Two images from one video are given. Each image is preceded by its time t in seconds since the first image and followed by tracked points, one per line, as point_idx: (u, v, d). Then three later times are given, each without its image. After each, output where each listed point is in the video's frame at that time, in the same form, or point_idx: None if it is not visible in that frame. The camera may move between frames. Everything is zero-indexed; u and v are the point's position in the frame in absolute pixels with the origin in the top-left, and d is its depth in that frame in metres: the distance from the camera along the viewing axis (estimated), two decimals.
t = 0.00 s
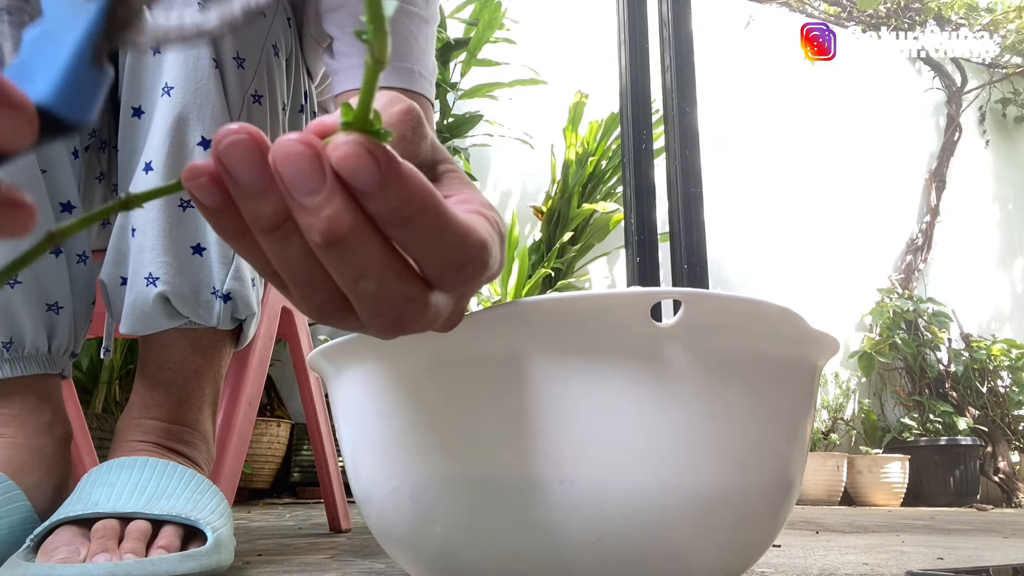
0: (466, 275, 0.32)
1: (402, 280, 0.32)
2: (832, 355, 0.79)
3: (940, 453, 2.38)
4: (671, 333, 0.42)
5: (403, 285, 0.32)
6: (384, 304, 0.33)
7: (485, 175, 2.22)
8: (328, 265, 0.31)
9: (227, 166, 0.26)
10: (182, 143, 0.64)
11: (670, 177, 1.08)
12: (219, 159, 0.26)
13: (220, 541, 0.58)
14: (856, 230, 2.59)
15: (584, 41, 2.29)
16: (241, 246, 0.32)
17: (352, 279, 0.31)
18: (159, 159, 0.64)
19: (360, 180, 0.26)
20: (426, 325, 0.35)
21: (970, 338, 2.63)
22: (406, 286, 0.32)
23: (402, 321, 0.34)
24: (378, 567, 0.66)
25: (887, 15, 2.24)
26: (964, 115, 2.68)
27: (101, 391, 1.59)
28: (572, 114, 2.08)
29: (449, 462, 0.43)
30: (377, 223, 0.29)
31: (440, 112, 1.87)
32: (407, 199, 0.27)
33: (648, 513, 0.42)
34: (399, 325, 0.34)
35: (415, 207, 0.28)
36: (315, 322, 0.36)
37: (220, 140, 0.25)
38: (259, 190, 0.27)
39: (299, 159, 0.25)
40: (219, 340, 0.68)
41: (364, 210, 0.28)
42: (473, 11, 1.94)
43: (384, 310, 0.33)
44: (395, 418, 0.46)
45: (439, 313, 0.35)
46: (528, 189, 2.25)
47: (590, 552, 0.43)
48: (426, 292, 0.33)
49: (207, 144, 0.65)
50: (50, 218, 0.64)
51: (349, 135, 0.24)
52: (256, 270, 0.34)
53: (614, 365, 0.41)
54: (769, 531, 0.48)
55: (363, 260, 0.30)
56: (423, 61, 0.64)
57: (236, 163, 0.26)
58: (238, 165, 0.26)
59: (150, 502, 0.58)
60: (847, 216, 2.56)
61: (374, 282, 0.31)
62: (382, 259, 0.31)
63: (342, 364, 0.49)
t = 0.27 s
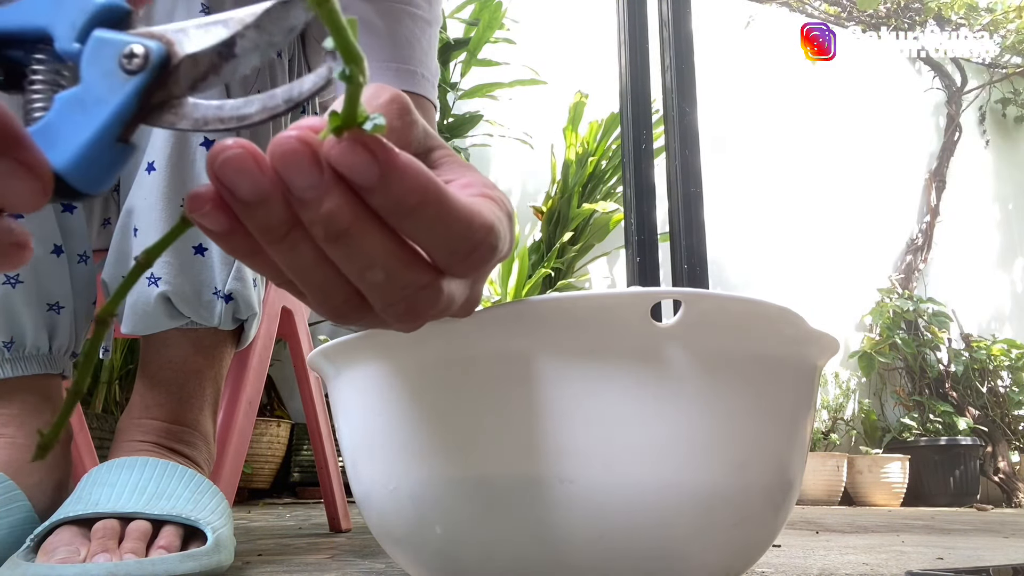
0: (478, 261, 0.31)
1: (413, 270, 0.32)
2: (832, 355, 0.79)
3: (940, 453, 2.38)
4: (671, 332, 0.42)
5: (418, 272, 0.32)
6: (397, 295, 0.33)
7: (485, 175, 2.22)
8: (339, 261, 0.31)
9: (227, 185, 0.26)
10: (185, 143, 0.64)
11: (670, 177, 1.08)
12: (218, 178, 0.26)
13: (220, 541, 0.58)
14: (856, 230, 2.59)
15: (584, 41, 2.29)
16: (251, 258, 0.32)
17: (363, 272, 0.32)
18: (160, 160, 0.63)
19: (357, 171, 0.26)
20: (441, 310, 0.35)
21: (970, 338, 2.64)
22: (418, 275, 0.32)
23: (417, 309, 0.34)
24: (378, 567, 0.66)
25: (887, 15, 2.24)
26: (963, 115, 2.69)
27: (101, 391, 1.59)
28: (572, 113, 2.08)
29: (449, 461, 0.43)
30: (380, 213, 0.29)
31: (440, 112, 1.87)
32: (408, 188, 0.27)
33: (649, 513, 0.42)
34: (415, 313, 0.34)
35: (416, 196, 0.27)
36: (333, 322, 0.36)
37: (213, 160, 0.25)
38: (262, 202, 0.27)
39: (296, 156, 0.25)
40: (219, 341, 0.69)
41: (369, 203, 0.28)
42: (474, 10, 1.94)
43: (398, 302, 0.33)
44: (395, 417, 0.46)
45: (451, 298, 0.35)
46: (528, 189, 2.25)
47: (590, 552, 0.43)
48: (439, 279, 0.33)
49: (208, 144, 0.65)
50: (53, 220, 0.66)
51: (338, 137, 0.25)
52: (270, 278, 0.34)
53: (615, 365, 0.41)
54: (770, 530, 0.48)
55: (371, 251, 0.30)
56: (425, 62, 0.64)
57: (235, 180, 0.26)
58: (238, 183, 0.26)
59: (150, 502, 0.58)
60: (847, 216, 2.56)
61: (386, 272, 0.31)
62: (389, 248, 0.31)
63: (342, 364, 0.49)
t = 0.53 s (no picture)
0: (494, 257, 0.32)
1: (428, 268, 0.32)
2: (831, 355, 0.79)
3: (940, 453, 2.38)
4: (671, 333, 0.42)
5: (434, 271, 0.33)
6: (414, 296, 0.33)
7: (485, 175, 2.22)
8: (355, 265, 0.31)
9: (240, 198, 0.26)
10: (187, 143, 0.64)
11: (670, 177, 1.08)
12: (228, 190, 0.26)
13: (220, 541, 0.58)
14: (856, 230, 2.59)
15: (584, 41, 2.29)
16: (265, 267, 0.33)
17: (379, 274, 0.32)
18: (161, 160, 0.63)
19: (373, 172, 0.26)
20: (456, 309, 0.35)
21: (970, 338, 2.64)
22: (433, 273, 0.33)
23: (434, 308, 0.34)
24: (378, 567, 0.66)
25: (887, 15, 2.23)
26: (964, 115, 2.67)
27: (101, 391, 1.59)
28: (572, 114, 2.07)
29: (449, 461, 0.43)
30: (394, 212, 0.29)
31: (440, 112, 1.87)
32: (422, 184, 0.27)
33: (650, 513, 0.42)
34: (431, 313, 0.35)
35: (432, 192, 0.28)
36: (349, 329, 0.36)
37: (224, 173, 0.26)
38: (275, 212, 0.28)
39: (309, 160, 0.26)
40: (219, 341, 0.69)
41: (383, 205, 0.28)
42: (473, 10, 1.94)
43: (415, 302, 0.34)
44: (395, 418, 0.46)
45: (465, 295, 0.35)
46: (528, 189, 2.25)
47: (591, 553, 0.43)
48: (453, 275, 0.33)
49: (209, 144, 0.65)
50: (53, 220, 0.65)
51: (352, 140, 0.25)
52: (284, 288, 0.35)
53: (615, 366, 0.41)
54: (771, 530, 0.48)
55: (386, 251, 0.31)
56: (426, 63, 0.64)
57: (247, 192, 0.26)
58: (252, 196, 0.26)
59: (150, 502, 0.58)
60: (847, 216, 2.56)
61: (401, 273, 0.32)
62: (403, 247, 0.31)
63: (342, 364, 0.49)
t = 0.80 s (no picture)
0: (493, 257, 0.31)
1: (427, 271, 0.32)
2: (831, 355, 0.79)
3: (940, 453, 2.38)
4: (671, 332, 0.42)
5: (433, 275, 0.33)
6: (412, 299, 0.33)
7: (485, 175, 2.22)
8: (352, 270, 0.31)
9: (236, 204, 0.27)
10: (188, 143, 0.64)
11: (670, 177, 1.08)
12: (225, 196, 0.27)
13: (220, 541, 0.58)
14: (856, 230, 2.59)
15: (584, 41, 2.29)
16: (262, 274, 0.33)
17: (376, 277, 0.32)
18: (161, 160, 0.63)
19: (368, 173, 0.27)
20: (455, 311, 0.35)
21: (970, 338, 2.64)
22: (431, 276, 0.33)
23: (433, 312, 0.34)
24: (378, 567, 0.66)
25: (887, 15, 2.23)
26: (964, 115, 2.67)
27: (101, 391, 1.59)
28: (572, 114, 2.07)
29: (449, 461, 0.43)
30: (389, 213, 0.29)
31: (440, 112, 1.87)
32: (419, 184, 0.27)
33: (650, 513, 0.42)
34: (431, 317, 0.34)
35: (429, 192, 0.28)
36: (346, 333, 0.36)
37: (220, 180, 0.27)
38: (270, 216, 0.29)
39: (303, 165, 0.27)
40: (219, 341, 0.69)
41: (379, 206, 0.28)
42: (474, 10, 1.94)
43: (413, 306, 0.34)
44: (394, 418, 0.46)
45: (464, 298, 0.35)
46: (528, 189, 2.26)
47: (591, 553, 0.43)
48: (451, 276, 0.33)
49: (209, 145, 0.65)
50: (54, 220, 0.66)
51: (348, 141, 0.26)
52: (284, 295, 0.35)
53: (614, 366, 0.41)
54: (771, 530, 0.48)
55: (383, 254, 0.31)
56: (425, 63, 0.64)
57: (243, 198, 0.27)
58: (247, 202, 0.27)
59: (150, 502, 0.58)
60: (847, 216, 2.56)
61: (399, 277, 0.32)
62: (400, 249, 0.31)
63: (342, 364, 0.49)
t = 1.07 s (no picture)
0: (481, 261, 0.31)
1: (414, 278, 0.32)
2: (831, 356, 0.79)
3: (940, 453, 2.37)
4: (671, 332, 0.42)
5: (421, 282, 0.33)
6: (400, 306, 0.33)
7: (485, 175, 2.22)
8: (339, 276, 0.32)
9: (222, 213, 0.28)
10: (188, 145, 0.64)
11: (670, 177, 1.08)
12: (212, 205, 0.28)
13: (220, 541, 0.58)
14: (855, 230, 2.59)
15: (584, 41, 2.29)
16: (251, 282, 0.33)
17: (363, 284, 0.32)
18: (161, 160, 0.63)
19: (353, 180, 0.27)
20: (445, 317, 0.35)
21: (970, 338, 2.64)
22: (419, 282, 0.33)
23: (421, 320, 0.34)
24: (378, 567, 0.66)
25: (887, 15, 2.23)
26: (964, 115, 2.67)
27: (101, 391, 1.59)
28: (572, 114, 2.07)
29: (448, 461, 0.43)
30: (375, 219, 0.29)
31: (440, 112, 1.87)
32: (403, 189, 0.27)
33: (648, 513, 0.42)
34: (419, 324, 0.34)
35: (414, 198, 0.28)
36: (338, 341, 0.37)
37: (206, 189, 0.27)
38: (256, 225, 0.29)
39: (288, 174, 0.27)
40: (218, 342, 0.69)
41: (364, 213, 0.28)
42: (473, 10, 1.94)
43: (401, 312, 0.34)
44: (394, 418, 0.46)
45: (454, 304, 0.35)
46: (528, 189, 2.25)
47: (591, 553, 0.43)
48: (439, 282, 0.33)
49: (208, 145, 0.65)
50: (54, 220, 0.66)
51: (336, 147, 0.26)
52: (276, 302, 0.36)
53: (614, 365, 0.41)
54: (770, 530, 0.48)
55: (369, 262, 0.31)
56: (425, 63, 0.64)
57: (229, 206, 0.28)
58: (232, 211, 0.28)
59: (150, 502, 0.58)
60: (847, 216, 2.56)
61: (386, 284, 0.32)
62: (386, 256, 0.31)
63: (342, 364, 0.49)
